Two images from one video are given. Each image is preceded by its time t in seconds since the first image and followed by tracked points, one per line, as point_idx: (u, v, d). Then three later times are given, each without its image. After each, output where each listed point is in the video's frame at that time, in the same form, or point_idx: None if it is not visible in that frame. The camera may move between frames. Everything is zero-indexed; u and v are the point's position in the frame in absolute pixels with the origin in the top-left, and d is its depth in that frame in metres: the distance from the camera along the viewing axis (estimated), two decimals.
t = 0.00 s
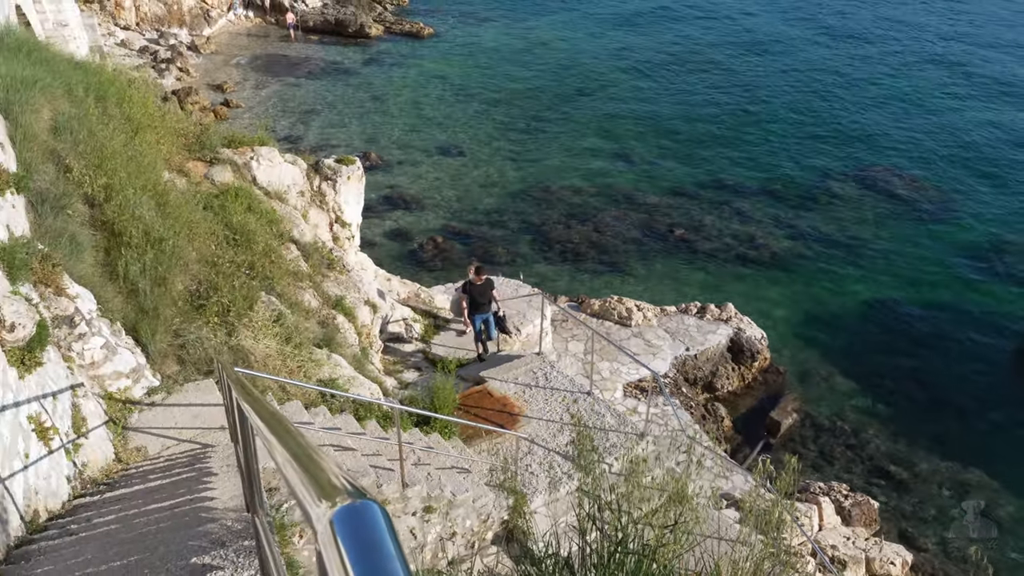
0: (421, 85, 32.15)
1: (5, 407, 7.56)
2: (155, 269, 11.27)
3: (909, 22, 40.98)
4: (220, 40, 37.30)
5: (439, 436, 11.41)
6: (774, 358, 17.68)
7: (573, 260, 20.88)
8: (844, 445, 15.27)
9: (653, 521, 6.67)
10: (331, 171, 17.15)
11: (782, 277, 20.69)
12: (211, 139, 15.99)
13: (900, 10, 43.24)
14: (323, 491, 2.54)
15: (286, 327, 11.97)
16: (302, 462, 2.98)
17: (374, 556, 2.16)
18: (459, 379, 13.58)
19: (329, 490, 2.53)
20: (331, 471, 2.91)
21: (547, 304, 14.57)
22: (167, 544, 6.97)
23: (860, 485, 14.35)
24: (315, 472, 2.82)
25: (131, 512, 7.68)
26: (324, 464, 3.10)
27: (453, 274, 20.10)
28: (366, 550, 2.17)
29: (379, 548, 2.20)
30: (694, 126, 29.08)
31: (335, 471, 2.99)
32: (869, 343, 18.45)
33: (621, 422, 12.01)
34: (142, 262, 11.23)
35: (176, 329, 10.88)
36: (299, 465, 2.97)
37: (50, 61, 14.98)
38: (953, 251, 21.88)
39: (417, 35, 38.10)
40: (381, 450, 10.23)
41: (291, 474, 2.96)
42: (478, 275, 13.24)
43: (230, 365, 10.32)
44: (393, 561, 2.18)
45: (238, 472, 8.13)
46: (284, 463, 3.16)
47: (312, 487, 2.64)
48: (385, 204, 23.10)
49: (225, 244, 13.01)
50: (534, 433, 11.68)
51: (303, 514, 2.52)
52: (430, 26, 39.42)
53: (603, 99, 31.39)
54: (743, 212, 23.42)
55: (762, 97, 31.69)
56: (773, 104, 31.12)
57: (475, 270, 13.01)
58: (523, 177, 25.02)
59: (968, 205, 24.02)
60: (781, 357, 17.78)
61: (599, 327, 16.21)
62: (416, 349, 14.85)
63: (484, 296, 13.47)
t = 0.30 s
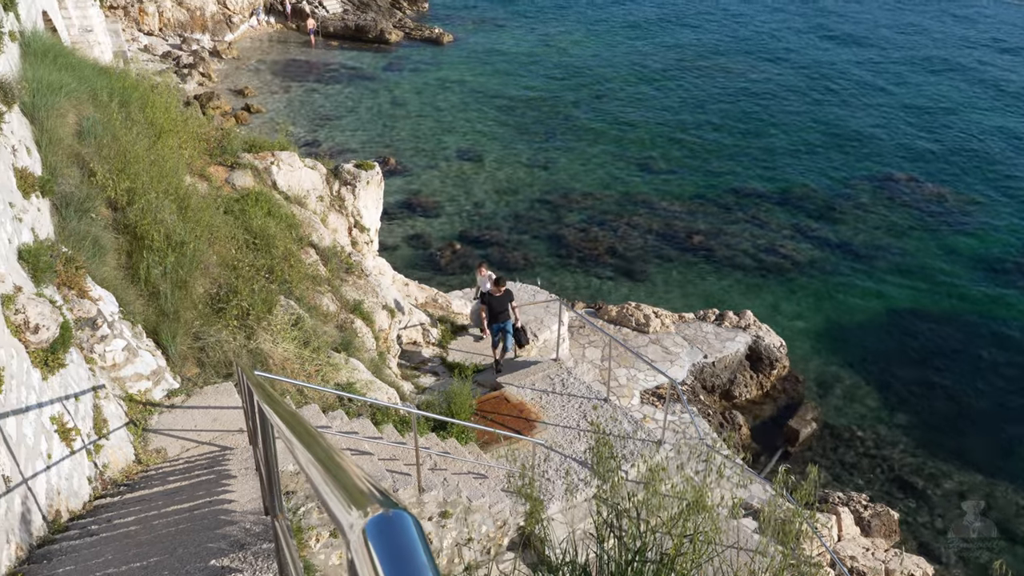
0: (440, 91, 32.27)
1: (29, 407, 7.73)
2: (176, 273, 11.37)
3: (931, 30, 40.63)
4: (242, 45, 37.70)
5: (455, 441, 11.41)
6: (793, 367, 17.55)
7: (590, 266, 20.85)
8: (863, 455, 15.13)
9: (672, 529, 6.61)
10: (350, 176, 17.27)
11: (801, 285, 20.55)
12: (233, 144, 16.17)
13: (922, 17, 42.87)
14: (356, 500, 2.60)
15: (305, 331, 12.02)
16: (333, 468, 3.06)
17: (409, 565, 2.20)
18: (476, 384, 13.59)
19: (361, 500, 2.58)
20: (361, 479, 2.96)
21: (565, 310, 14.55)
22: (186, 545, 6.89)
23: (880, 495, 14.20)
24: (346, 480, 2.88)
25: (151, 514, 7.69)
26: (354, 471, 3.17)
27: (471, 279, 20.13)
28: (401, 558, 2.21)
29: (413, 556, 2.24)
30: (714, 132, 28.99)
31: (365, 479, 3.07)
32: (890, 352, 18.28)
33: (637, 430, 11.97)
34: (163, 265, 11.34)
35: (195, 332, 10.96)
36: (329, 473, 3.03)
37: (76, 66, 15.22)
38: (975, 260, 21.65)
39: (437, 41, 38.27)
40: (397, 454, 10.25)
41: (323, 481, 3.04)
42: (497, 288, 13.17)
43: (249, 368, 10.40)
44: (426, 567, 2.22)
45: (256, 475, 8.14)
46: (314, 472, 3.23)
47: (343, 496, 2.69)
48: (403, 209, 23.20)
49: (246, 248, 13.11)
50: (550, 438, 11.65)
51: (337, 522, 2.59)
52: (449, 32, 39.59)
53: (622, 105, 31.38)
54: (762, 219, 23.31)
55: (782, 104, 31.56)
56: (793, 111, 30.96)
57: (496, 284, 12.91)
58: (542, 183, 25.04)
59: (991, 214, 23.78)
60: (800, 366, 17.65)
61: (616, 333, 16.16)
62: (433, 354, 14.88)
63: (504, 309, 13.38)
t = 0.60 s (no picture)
0: (458, 101, 32.39)
1: (49, 413, 7.80)
2: (195, 281, 11.46)
3: (951, 41, 40.38)
4: (261, 56, 38.05)
5: (470, 451, 11.39)
6: (811, 379, 17.41)
7: (607, 276, 20.82)
8: (882, 469, 14.97)
9: (691, 543, 6.54)
10: (368, 185, 17.37)
11: (820, 296, 20.41)
12: (252, 153, 16.31)
13: (942, 28, 42.61)
14: (381, 514, 2.70)
15: (321, 339, 12.06)
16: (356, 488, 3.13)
17: None
18: (491, 395, 13.58)
19: (386, 514, 2.70)
20: (383, 496, 3.07)
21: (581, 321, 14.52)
22: (203, 552, 6.89)
23: (899, 510, 14.02)
24: (370, 496, 2.97)
25: (167, 521, 7.72)
26: (374, 490, 3.22)
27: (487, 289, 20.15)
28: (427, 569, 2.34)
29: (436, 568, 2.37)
30: (731, 143, 28.91)
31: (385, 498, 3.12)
32: (910, 365, 18.11)
33: (653, 442, 11.90)
34: (182, 274, 11.43)
35: (213, 340, 11.04)
36: (353, 491, 3.13)
37: (99, 76, 15.42)
38: (996, 273, 21.42)
39: (455, 51, 38.47)
40: (413, 464, 10.23)
41: (346, 500, 3.10)
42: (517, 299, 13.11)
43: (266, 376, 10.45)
44: None
45: (273, 484, 8.15)
46: (334, 489, 3.30)
47: (368, 508, 2.81)
48: (420, 218, 23.29)
49: (264, 257, 13.22)
50: (566, 450, 11.59)
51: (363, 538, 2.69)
52: (467, 43, 39.81)
53: (639, 115, 31.39)
54: (780, 230, 23.19)
55: (800, 115, 31.45)
56: (811, 122, 30.80)
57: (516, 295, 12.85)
58: (558, 193, 25.06)
59: (1013, 226, 23.54)
60: (818, 378, 17.51)
61: (633, 344, 16.10)
62: (449, 364, 14.89)
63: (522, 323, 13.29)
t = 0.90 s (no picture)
0: (475, 114, 32.55)
1: (68, 422, 7.87)
2: (213, 292, 11.53)
3: (971, 57, 40.18)
4: (280, 69, 38.42)
5: (485, 465, 11.35)
6: (829, 395, 17.25)
7: (623, 289, 20.77)
8: (901, 487, 14.78)
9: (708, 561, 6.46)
10: (385, 198, 17.46)
11: (837, 311, 20.27)
12: (270, 166, 16.46)
13: (961, 44, 42.45)
14: (409, 532, 2.79)
15: (337, 351, 12.08)
16: (375, 497, 3.35)
17: None
18: (506, 408, 13.55)
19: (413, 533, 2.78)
20: (408, 516, 3.14)
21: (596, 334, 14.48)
22: (219, 564, 6.88)
23: (918, 529, 13.82)
24: (389, 506, 3.20)
25: (184, 531, 7.69)
26: (392, 501, 3.40)
27: (502, 302, 20.16)
28: None
29: None
30: (748, 157, 28.84)
31: (403, 509, 3.29)
32: (929, 382, 17.93)
33: (669, 457, 11.82)
34: (200, 284, 11.51)
35: (231, 350, 11.10)
36: (378, 509, 3.21)
37: (121, 88, 15.63)
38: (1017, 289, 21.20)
39: (472, 65, 38.69)
40: (427, 476, 10.19)
41: (366, 511, 3.28)
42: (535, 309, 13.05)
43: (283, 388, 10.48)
44: None
45: (288, 495, 8.14)
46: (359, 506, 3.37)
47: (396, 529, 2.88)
48: (436, 231, 23.37)
49: (281, 268, 13.30)
50: (581, 464, 11.56)
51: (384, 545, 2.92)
52: (484, 57, 40.03)
53: (655, 129, 31.40)
54: (797, 244, 23.08)
55: (817, 130, 31.35)
56: (829, 137, 30.68)
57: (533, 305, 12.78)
58: (574, 206, 25.07)
59: None
60: (835, 394, 17.35)
61: (648, 358, 16.01)
62: (464, 377, 14.89)
63: (537, 333, 13.23)
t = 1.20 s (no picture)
0: (489, 127, 32.68)
1: (84, 432, 7.92)
2: (229, 303, 11.59)
3: (987, 69, 40.01)
4: (297, 83, 38.77)
5: (498, 479, 11.31)
6: (845, 411, 17.10)
7: (637, 303, 20.73)
8: (919, 504, 14.61)
9: None
10: (400, 211, 17.55)
11: (854, 326, 20.12)
12: (286, 179, 16.59)
13: (976, 57, 42.31)
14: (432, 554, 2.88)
15: (351, 363, 12.09)
16: (391, 511, 3.43)
17: None
18: (520, 421, 13.52)
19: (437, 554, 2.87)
20: (427, 531, 3.23)
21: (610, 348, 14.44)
22: None
23: (937, 547, 13.66)
24: (407, 521, 3.29)
25: (198, 543, 7.68)
26: (408, 513, 3.49)
27: (516, 314, 20.17)
28: None
29: None
30: (763, 170, 28.78)
31: (420, 523, 3.38)
32: (947, 397, 17.74)
33: (683, 472, 11.74)
34: (216, 296, 11.56)
35: (245, 362, 11.13)
36: (397, 525, 3.29)
37: (140, 102, 15.82)
38: None
39: (487, 78, 38.90)
40: (441, 489, 10.16)
41: (383, 525, 3.37)
42: (551, 324, 13.03)
43: (297, 400, 10.52)
44: None
45: (302, 507, 8.15)
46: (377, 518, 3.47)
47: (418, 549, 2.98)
48: (450, 244, 23.43)
49: (296, 280, 13.38)
50: (595, 478, 11.49)
51: (401, 561, 3.03)
52: (498, 70, 40.24)
53: (669, 142, 31.40)
54: (813, 257, 22.98)
55: (832, 143, 31.25)
56: (845, 149, 30.56)
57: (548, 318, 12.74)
58: (588, 219, 25.08)
59: None
60: (852, 410, 17.20)
61: (663, 372, 15.92)
62: (478, 390, 14.89)
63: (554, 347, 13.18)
